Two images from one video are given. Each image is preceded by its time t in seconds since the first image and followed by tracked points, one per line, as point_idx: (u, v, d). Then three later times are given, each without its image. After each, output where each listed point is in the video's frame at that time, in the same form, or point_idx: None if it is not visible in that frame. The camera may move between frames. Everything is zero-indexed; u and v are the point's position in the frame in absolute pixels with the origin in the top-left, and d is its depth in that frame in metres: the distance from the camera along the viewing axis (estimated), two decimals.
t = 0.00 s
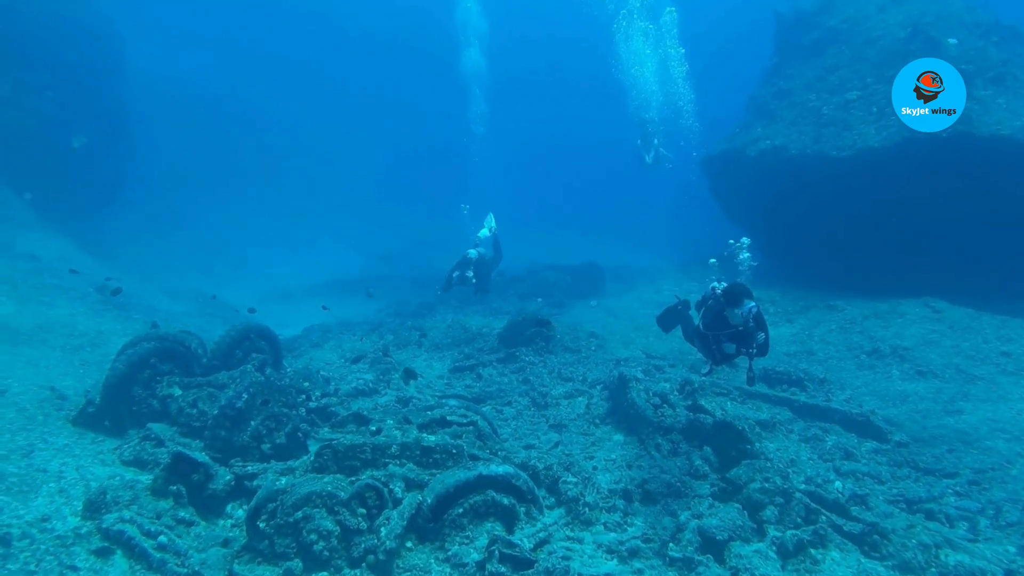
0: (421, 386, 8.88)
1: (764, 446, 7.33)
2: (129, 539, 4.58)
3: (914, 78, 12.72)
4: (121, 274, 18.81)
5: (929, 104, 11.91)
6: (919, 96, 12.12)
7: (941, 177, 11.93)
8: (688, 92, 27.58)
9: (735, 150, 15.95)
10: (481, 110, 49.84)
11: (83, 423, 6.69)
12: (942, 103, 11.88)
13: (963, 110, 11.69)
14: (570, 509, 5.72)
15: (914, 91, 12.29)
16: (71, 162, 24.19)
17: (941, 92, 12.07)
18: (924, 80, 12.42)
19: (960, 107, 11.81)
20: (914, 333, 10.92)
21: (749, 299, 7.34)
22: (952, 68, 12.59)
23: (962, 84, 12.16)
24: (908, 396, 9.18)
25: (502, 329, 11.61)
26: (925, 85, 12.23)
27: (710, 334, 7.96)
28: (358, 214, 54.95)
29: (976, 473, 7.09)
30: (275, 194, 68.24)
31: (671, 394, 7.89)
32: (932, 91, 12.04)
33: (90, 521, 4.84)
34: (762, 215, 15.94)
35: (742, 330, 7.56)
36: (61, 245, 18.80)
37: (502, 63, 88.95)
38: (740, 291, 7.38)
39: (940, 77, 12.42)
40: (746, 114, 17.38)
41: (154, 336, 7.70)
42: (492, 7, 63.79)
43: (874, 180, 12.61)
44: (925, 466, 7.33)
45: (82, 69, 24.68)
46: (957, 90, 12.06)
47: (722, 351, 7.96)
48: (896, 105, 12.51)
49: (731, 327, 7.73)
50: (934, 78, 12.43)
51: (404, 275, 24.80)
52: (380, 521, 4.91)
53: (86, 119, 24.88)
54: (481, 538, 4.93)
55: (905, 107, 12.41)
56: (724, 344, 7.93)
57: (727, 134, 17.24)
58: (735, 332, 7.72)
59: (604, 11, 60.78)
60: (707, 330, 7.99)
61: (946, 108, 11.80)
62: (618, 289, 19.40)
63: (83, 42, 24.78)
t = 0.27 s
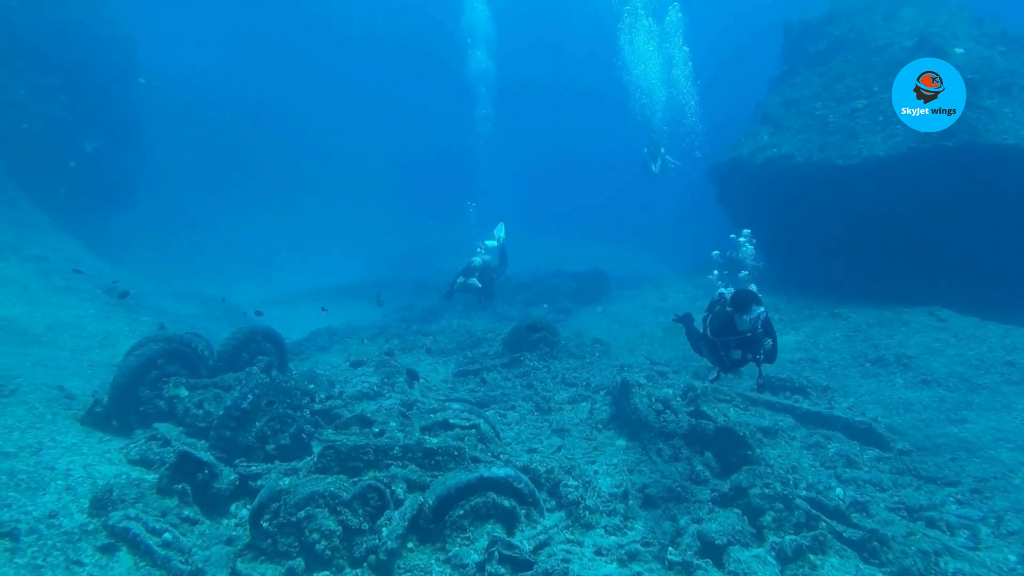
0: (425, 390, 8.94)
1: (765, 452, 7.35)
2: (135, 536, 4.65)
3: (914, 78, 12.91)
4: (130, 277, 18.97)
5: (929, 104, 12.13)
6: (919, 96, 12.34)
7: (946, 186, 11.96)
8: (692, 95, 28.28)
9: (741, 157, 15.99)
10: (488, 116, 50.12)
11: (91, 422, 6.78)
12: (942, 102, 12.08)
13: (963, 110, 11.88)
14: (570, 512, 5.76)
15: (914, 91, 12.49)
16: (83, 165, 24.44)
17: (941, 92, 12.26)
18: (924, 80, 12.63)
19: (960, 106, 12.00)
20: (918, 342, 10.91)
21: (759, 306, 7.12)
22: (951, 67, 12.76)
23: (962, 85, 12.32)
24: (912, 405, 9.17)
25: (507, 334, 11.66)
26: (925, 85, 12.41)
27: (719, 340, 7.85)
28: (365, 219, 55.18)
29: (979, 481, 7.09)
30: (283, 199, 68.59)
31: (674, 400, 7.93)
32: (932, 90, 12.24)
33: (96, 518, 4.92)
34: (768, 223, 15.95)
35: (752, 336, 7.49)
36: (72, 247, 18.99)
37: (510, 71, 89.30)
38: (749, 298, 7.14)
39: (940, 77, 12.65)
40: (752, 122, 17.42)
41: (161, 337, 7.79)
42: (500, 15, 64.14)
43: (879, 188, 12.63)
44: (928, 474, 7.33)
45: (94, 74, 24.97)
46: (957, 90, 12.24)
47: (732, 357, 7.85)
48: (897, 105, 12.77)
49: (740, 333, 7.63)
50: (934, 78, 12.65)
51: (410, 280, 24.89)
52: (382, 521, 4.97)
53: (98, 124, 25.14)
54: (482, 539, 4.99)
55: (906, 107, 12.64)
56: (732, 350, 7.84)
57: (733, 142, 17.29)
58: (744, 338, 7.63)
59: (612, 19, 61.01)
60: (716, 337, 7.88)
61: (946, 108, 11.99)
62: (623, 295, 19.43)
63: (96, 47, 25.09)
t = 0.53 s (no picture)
0: (430, 390, 9.01)
1: (767, 450, 7.39)
2: (143, 533, 4.73)
3: (914, 78, 12.99)
4: (138, 279, 19.13)
5: (929, 104, 12.22)
6: (920, 96, 12.44)
7: (950, 184, 11.96)
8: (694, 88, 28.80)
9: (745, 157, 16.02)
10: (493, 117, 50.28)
11: (99, 421, 6.88)
12: (942, 103, 12.17)
13: (963, 110, 11.95)
14: (572, 509, 5.82)
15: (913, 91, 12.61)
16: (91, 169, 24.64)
17: (941, 91, 12.35)
18: (924, 79, 12.73)
19: (960, 106, 12.07)
20: (922, 340, 10.92)
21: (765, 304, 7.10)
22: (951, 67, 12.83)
23: (963, 85, 12.39)
24: (915, 403, 9.19)
25: (511, 334, 11.73)
26: (925, 85, 12.52)
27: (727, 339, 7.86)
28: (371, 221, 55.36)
29: (981, 479, 7.11)
30: (289, 201, 68.87)
31: (677, 399, 7.99)
32: (932, 90, 12.33)
33: (105, 515, 5.01)
34: (771, 223, 15.98)
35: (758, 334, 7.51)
36: (81, 250, 19.16)
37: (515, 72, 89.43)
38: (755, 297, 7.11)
39: (940, 77, 12.75)
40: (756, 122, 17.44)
41: (169, 338, 7.89)
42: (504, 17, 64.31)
43: (882, 187, 12.66)
44: (930, 472, 7.35)
45: (102, 79, 25.19)
46: (957, 90, 12.31)
47: (740, 356, 7.87)
48: (897, 105, 12.86)
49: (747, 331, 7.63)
50: (934, 78, 12.75)
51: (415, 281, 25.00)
52: (386, 517, 5.05)
53: (105, 128, 25.32)
54: (485, 536, 5.06)
55: (906, 107, 12.75)
56: (739, 349, 7.85)
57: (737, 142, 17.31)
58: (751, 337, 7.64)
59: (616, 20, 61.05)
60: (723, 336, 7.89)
61: (946, 108, 12.08)
62: (628, 295, 19.47)
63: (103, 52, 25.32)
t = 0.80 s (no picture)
0: (431, 385, 9.11)
1: (763, 444, 7.48)
2: (148, 522, 4.83)
3: (914, 78, 13.00)
4: (141, 275, 19.24)
5: (929, 104, 12.24)
6: (919, 96, 12.46)
7: (948, 182, 12.03)
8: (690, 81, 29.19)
9: (745, 154, 16.07)
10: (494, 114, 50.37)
11: (104, 414, 6.97)
12: (942, 102, 12.18)
13: (963, 110, 11.98)
14: (569, 501, 5.91)
15: (913, 91, 12.64)
16: (94, 165, 24.72)
17: (941, 91, 12.35)
18: (924, 79, 12.72)
19: (960, 106, 12.07)
20: (919, 337, 10.99)
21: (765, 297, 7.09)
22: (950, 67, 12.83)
23: (962, 84, 12.38)
24: (911, 399, 9.26)
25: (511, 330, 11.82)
26: (925, 85, 12.53)
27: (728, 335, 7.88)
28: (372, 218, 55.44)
29: (975, 473, 7.19)
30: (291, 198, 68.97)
31: (675, 394, 8.08)
32: (932, 90, 12.35)
33: (110, 505, 5.10)
34: (771, 220, 16.03)
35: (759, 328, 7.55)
36: (84, 246, 19.26)
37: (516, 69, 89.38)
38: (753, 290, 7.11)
39: (940, 77, 12.70)
40: (756, 119, 17.48)
41: (172, 332, 7.98)
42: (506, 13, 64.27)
43: (881, 185, 12.72)
44: (924, 466, 7.44)
45: (104, 75, 25.29)
46: (957, 90, 12.31)
47: (743, 352, 7.90)
48: (896, 105, 12.90)
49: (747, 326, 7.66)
50: (934, 78, 12.71)
51: (416, 278, 25.07)
52: (386, 508, 5.14)
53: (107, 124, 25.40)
54: (483, 527, 5.15)
55: (906, 107, 12.79)
56: (740, 344, 7.86)
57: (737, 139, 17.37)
58: (751, 331, 7.67)
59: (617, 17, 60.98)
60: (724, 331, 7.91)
61: (946, 107, 12.10)
62: (628, 292, 19.54)
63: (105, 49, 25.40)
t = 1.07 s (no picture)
0: (436, 380, 9.21)
1: (765, 440, 7.54)
2: (158, 513, 4.94)
3: (914, 78, 13.09)
4: (150, 272, 19.43)
5: (929, 104, 12.24)
6: (919, 96, 12.48)
7: (953, 179, 12.04)
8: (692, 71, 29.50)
9: (750, 152, 16.10)
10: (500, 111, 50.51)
11: (115, 408, 7.11)
12: (942, 102, 12.18)
13: (963, 109, 11.97)
14: (571, 494, 6.00)
15: (914, 91, 12.67)
16: (103, 163, 24.94)
17: (941, 91, 12.37)
18: (924, 80, 12.78)
19: (960, 105, 12.06)
20: (922, 334, 11.02)
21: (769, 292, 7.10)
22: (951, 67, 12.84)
23: (962, 84, 12.43)
24: (914, 395, 9.30)
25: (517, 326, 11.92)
26: (925, 85, 12.54)
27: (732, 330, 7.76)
28: (379, 216, 55.63)
29: (975, 469, 7.23)
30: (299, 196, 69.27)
31: (677, 390, 8.16)
32: (932, 90, 12.36)
33: (122, 497, 5.23)
34: (776, 218, 16.05)
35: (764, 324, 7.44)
36: (94, 243, 19.47)
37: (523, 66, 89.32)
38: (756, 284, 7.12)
39: (940, 77, 12.74)
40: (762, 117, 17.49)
41: (181, 328, 8.11)
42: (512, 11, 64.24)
43: (885, 182, 12.74)
44: (925, 462, 7.49)
45: (113, 74, 25.49)
46: (957, 90, 12.31)
47: (747, 348, 7.77)
48: (896, 105, 12.96)
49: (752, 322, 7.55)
50: (934, 78, 12.76)
51: (423, 275, 25.21)
52: (390, 500, 5.25)
53: (116, 123, 25.61)
54: (486, 519, 5.25)
55: (905, 107, 12.84)
56: (744, 340, 7.75)
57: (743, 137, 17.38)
58: (756, 327, 7.56)
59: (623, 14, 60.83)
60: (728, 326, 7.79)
61: (946, 107, 12.09)
62: (633, 289, 19.60)
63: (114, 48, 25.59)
